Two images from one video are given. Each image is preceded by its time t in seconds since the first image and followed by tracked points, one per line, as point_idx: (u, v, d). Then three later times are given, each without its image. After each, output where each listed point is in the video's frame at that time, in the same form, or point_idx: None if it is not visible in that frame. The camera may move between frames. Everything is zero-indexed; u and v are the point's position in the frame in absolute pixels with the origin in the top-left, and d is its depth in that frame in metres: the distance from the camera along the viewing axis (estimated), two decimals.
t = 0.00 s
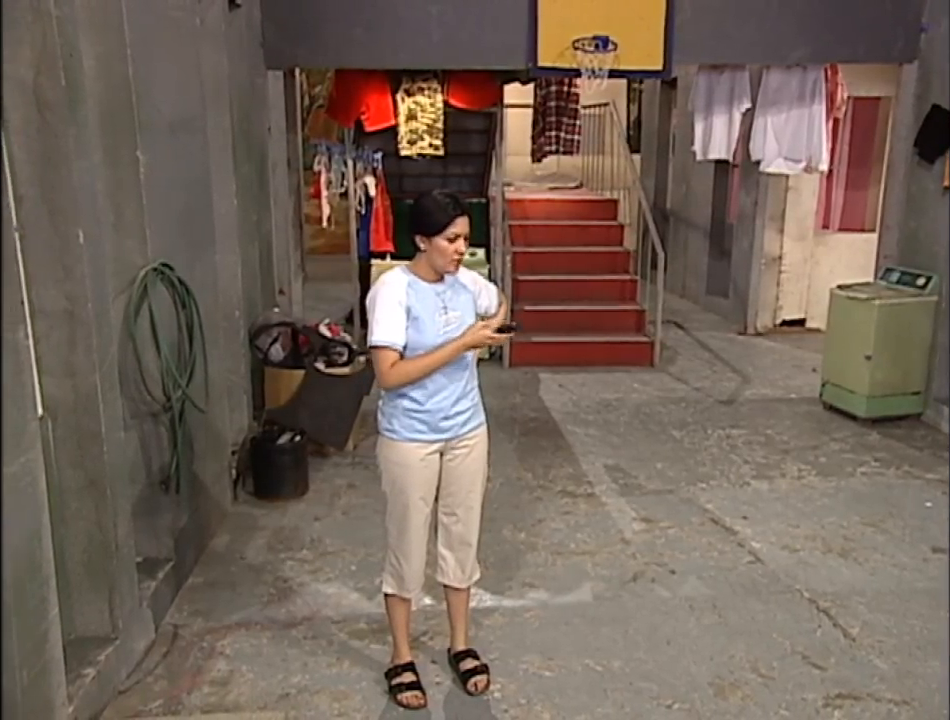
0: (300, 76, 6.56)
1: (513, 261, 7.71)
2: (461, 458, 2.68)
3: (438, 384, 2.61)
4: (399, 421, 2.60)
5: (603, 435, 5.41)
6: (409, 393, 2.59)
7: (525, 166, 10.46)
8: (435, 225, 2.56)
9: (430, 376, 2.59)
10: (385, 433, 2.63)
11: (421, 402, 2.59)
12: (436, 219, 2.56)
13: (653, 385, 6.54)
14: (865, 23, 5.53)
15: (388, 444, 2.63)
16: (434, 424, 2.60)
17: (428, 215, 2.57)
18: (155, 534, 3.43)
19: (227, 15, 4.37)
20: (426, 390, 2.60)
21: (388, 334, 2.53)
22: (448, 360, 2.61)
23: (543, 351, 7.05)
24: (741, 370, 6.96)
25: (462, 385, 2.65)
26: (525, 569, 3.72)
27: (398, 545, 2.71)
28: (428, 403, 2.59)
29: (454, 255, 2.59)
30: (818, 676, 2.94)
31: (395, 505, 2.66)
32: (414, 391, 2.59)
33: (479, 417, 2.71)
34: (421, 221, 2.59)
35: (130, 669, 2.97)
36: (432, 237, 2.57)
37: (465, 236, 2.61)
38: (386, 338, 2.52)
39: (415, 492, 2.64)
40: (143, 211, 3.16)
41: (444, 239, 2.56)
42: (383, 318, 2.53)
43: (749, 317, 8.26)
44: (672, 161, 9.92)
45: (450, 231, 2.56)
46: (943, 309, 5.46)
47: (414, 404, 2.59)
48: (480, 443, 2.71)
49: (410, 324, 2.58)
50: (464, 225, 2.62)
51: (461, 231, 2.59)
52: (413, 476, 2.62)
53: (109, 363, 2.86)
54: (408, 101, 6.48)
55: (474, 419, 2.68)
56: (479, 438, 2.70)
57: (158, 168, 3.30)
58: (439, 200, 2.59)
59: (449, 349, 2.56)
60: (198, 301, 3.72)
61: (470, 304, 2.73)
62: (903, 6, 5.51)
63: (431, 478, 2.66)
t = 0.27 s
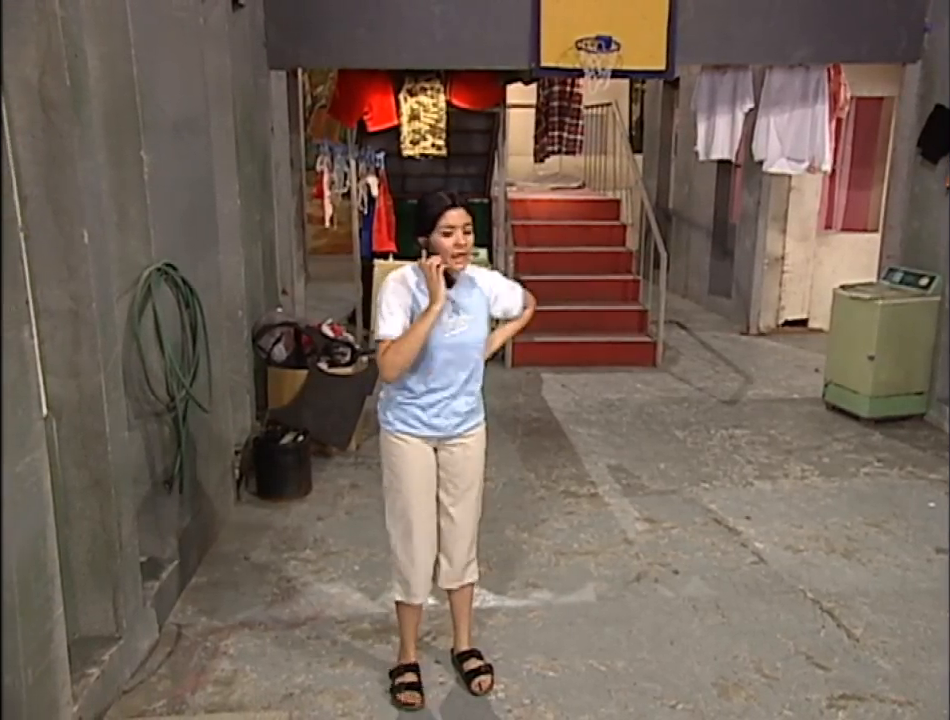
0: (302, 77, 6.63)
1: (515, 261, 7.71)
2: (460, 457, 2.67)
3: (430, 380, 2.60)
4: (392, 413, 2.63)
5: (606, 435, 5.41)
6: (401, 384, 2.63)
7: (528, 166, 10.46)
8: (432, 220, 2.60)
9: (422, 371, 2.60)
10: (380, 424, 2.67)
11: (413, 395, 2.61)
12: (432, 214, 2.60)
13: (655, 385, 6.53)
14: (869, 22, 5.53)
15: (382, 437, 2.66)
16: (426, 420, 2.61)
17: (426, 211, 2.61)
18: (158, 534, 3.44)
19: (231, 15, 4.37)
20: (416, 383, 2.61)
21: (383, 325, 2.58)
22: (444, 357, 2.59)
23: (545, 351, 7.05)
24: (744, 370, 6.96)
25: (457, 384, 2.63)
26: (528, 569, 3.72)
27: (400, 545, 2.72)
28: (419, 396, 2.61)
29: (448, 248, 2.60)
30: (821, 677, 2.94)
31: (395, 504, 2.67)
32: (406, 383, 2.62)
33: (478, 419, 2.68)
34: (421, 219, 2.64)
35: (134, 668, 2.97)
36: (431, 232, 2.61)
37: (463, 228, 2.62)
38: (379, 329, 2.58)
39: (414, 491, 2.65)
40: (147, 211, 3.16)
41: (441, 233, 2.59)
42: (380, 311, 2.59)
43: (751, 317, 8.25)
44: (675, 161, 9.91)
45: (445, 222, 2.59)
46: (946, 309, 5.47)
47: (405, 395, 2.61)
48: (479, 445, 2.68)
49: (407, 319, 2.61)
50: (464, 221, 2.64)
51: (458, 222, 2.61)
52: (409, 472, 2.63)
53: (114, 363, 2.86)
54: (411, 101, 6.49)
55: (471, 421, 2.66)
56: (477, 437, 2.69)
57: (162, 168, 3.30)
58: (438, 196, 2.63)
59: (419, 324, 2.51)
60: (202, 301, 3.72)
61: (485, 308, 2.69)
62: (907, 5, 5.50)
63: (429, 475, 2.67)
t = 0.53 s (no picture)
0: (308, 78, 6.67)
1: (519, 261, 7.71)
2: (447, 460, 2.65)
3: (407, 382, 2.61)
4: (375, 413, 2.68)
5: (610, 435, 5.41)
6: (382, 386, 2.67)
7: (531, 166, 10.46)
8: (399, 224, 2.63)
9: (398, 373, 2.62)
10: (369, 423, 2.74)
11: (392, 396, 2.64)
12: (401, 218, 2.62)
13: (659, 385, 6.53)
14: (873, 22, 5.52)
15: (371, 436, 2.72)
16: (404, 422, 2.63)
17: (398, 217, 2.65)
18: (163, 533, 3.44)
19: (235, 14, 4.37)
20: (393, 385, 2.63)
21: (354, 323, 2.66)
22: (417, 360, 2.59)
23: (549, 351, 7.04)
24: (748, 370, 6.95)
25: (433, 388, 2.61)
26: (533, 569, 3.72)
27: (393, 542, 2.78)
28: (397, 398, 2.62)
29: (407, 253, 2.58)
30: (827, 677, 2.93)
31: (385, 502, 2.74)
32: (386, 385, 2.66)
33: (461, 423, 2.65)
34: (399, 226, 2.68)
35: (140, 667, 2.98)
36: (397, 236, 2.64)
37: (427, 233, 2.58)
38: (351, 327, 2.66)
39: (403, 490, 2.71)
40: (153, 211, 3.17)
41: (403, 237, 2.60)
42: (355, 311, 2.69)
43: (755, 317, 8.25)
44: (678, 161, 9.90)
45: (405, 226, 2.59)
46: None
47: (384, 397, 2.65)
48: (464, 449, 2.65)
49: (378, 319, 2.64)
50: (431, 227, 2.59)
51: (422, 227, 2.58)
52: (397, 473, 2.69)
53: (120, 363, 2.87)
54: (414, 101, 6.47)
55: (450, 425, 2.63)
56: (460, 441, 2.65)
57: (168, 168, 3.30)
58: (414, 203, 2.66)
59: (370, 319, 2.54)
60: (206, 300, 3.73)
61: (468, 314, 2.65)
62: (911, 5, 5.49)
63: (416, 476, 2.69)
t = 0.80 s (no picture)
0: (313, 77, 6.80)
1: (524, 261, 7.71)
2: (422, 467, 2.60)
3: (383, 391, 2.58)
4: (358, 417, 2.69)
5: (616, 435, 5.41)
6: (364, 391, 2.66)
7: (536, 166, 10.46)
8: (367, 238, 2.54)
9: (374, 381, 2.59)
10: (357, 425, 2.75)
11: (370, 403, 2.63)
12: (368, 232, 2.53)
13: (664, 385, 6.53)
14: (880, 21, 5.51)
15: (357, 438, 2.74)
16: (382, 430, 2.61)
17: (366, 229, 2.55)
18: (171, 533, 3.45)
19: (242, 15, 4.38)
20: (371, 392, 2.61)
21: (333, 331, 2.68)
22: (391, 371, 2.55)
23: (553, 351, 7.04)
24: (753, 371, 6.95)
25: (408, 398, 2.56)
26: (540, 568, 3.72)
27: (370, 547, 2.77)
28: (375, 405, 2.61)
29: (375, 268, 2.51)
30: (835, 678, 2.93)
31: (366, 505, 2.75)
32: (365, 390, 2.64)
33: (438, 434, 2.59)
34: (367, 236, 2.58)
35: (148, 666, 2.98)
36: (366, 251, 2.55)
37: (396, 249, 2.49)
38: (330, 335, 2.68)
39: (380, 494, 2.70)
40: (161, 211, 3.18)
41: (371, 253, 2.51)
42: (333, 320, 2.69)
43: (760, 317, 8.24)
44: (683, 161, 9.90)
45: (374, 243, 2.50)
46: None
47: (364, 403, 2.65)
48: (438, 460, 2.59)
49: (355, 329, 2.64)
50: (400, 243, 2.50)
51: (390, 243, 2.49)
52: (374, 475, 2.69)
53: (128, 362, 2.87)
54: (419, 101, 6.48)
55: (428, 436, 2.59)
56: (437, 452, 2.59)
57: (175, 168, 3.31)
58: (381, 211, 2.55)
59: (343, 335, 2.53)
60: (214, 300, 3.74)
61: (446, 324, 2.56)
62: (918, 4, 5.48)
63: (391, 482, 2.67)
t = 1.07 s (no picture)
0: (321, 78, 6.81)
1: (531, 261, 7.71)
2: (411, 483, 2.51)
3: (369, 397, 2.49)
4: (343, 428, 2.59)
5: (623, 436, 5.40)
6: (351, 400, 2.58)
7: (543, 166, 10.46)
8: (368, 241, 2.45)
9: (362, 387, 2.51)
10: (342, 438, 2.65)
11: (356, 411, 2.54)
12: (369, 236, 2.45)
13: (672, 386, 6.52)
14: (889, 21, 5.50)
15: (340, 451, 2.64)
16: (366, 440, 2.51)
17: (364, 233, 2.46)
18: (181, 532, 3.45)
19: (252, 15, 4.39)
20: (357, 399, 2.53)
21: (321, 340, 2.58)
22: (378, 375, 2.46)
23: (560, 351, 7.04)
24: (761, 371, 6.93)
25: (395, 405, 2.48)
26: (549, 569, 3.72)
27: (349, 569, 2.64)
28: (361, 413, 2.52)
29: (380, 273, 2.43)
30: (846, 679, 2.92)
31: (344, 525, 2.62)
32: (352, 398, 2.56)
33: (426, 445, 2.49)
34: (361, 240, 2.48)
35: (159, 665, 2.99)
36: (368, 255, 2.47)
37: (401, 251, 2.43)
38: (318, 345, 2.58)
39: (361, 513, 2.58)
40: (172, 210, 3.18)
41: (374, 257, 2.43)
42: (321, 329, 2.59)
43: (768, 317, 8.22)
44: (689, 161, 9.88)
45: (378, 246, 2.42)
46: None
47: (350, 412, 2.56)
48: (428, 475, 2.49)
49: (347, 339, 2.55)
50: (406, 244, 2.43)
51: (396, 245, 2.43)
52: (356, 493, 2.57)
53: (140, 362, 2.88)
54: (427, 101, 6.47)
55: (415, 449, 2.48)
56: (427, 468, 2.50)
57: (187, 168, 3.32)
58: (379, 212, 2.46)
59: (337, 343, 2.46)
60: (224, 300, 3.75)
61: (438, 327, 2.49)
62: (928, 4, 5.47)
63: (377, 499, 2.57)
